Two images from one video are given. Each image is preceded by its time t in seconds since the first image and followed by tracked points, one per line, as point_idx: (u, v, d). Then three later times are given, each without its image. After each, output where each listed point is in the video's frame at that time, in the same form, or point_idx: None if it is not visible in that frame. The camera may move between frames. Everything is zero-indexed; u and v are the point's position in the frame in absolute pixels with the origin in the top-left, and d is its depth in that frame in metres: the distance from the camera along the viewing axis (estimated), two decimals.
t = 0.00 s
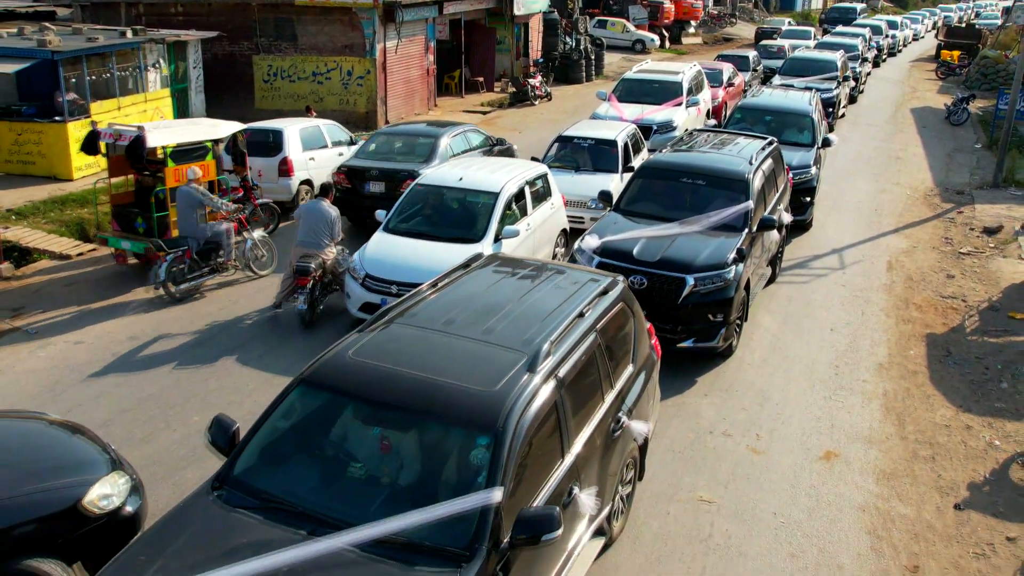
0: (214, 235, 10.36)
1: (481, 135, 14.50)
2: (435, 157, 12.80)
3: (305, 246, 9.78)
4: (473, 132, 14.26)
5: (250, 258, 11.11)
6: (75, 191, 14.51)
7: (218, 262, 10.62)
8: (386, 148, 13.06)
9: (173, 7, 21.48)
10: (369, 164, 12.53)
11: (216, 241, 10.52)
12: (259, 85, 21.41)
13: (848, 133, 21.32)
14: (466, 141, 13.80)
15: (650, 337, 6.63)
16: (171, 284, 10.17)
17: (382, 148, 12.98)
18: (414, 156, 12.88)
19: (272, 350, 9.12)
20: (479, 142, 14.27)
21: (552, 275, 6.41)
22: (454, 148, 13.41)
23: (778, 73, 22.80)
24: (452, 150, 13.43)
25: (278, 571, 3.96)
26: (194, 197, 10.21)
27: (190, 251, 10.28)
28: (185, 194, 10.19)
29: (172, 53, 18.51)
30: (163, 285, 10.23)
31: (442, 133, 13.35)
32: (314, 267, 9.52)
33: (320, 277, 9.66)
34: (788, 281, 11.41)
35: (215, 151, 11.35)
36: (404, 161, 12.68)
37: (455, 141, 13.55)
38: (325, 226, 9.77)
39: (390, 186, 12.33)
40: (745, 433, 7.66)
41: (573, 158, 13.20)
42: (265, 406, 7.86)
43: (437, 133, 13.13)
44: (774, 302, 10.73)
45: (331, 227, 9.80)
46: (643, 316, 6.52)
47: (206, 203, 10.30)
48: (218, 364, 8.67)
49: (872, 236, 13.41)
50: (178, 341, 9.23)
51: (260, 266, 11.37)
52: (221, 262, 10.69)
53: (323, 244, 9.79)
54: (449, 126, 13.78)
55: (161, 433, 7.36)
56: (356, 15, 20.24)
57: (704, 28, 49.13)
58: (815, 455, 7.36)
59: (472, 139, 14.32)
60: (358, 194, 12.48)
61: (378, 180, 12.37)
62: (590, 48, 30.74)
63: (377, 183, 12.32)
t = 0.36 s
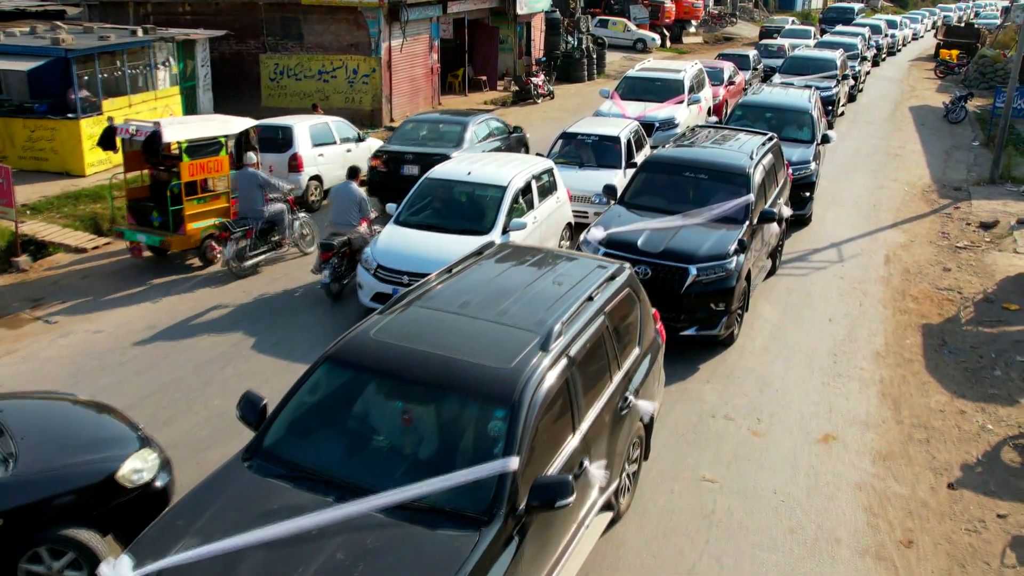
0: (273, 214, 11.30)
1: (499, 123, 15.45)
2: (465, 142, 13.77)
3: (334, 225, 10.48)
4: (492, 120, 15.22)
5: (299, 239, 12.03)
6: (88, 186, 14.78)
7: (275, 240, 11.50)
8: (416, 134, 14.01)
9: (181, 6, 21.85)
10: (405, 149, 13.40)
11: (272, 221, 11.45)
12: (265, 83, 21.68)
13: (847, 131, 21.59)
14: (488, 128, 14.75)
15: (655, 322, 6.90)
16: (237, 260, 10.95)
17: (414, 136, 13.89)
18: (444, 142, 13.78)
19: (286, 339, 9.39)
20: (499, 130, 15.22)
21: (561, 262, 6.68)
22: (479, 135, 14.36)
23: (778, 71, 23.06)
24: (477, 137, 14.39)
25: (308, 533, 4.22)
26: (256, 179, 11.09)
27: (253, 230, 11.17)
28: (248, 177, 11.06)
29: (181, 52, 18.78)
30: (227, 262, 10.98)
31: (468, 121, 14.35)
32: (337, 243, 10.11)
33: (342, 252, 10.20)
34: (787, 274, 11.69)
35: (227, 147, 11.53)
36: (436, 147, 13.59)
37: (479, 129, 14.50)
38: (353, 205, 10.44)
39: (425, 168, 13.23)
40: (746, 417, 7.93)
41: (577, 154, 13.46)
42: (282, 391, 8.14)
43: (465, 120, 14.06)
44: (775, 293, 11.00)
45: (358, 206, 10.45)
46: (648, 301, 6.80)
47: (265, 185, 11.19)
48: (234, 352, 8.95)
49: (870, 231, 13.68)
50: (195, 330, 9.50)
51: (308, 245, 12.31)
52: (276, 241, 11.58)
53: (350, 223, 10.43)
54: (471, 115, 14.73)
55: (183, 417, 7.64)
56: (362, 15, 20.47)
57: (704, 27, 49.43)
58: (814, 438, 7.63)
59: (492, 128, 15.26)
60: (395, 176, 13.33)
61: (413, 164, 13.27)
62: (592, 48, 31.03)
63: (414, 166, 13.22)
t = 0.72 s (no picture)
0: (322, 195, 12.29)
1: (514, 111, 16.56)
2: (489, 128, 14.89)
3: (371, 204, 11.23)
4: (509, 109, 16.36)
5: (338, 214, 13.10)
6: (100, 182, 15.06)
7: (321, 219, 12.57)
8: (441, 123, 15.08)
9: (188, 5, 22.09)
10: (433, 136, 14.55)
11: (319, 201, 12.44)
12: (271, 81, 21.97)
13: (846, 129, 21.87)
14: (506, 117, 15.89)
15: (658, 308, 7.17)
16: (295, 239, 11.96)
17: (441, 123, 15.02)
18: (469, 130, 14.92)
19: (299, 326, 9.66)
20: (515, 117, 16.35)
21: (569, 250, 6.96)
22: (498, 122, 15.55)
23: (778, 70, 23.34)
24: (497, 124, 15.57)
25: (334, 498, 4.50)
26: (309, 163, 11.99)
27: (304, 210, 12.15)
28: (301, 161, 12.00)
29: (189, 50, 19.05)
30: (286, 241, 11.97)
31: (488, 110, 15.46)
32: (371, 220, 10.50)
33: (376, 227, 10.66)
34: (786, 266, 11.97)
35: (239, 142, 11.79)
36: (463, 133, 14.74)
37: (499, 118, 15.67)
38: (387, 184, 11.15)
39: (453, 153, 14.39)
40: (747, 401, 8.20)
41: (581, 150, 13.74)
42: (297, 377, 8.42)
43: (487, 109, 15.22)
44: (774, 285, 11.28)
45: (393, 184, 11.15)
46: (652, 288, 7.08)
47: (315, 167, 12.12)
48: (249, 340, 9.23)
49: (868, 225, 13.96)
50: (211, 320, 9.79)
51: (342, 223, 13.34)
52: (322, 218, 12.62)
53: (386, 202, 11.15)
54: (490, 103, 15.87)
55: (202, 401, 7.93)
56: (367, 14, 20.74)
57: (705, 27, 49.73)
58: (812, 422, 7.91)
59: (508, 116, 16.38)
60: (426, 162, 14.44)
61: (441, 149, 14.42)
62: (594, 47, 31.33)
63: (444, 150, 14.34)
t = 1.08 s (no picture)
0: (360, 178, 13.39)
1: (530, 101, 17.62)
2: (508, 117, 15.96)
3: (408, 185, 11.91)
4: (525, 99, 17.44)
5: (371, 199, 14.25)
6: (113, 178, 15.35)
7: (357, 200, 13.66)
8: (463, 112, 16.18)
9: (195, 5, 22.37)
10: (458, 124, 15.62)
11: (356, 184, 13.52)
12: (277, 80, 22.30)
13: (846, 127, 22.14)
14: (524, 106, 16.97)
15: (663, 295, 7.45)
16: (336, 220, 13.01)
17: (464, 112, 16.09)
18: (491, 118, 15.97)
19: (312, 315, 9.93)
20: (530, 107, 17.39)
21: (577, 238, 7.24)
22: (518, 111, 16.67)
23: (778, 69, 23.61)
24: (516, 112, 16.68)
25: (360, 467, 4.78)
26: (349, 148, 13.13)
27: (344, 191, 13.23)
28: (341, 146, 13.12)
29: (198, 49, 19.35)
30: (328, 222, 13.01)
31: (507, 101, 16.50)
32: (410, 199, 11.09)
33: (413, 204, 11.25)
34: (786, 259, 12.25)
35: (252, 138, 12.06)
36: (485, 121, 15.84)
37: (517, 108, 16.74)
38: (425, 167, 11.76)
39: (477, 140, 15.44)
40: (748, 387, 8.48)
41: (585, 146, 14.01)
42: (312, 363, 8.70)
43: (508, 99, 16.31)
44: (774, 277, 11.56)
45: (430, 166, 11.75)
46: (657, 275, 7.37)
47: (354, 152, 13.25)
48: (264, 329, 9.51)
49: (866, 220, 14.23)
50: (226, 309, 10.06)
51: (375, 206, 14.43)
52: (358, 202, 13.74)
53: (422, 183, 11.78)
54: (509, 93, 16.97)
55: (222, 386, 8.21)
56: (372, 13, 21.00)
57: (706, 26, 49.98)
58: (810, 406, 8.18)
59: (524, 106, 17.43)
60: (451, 148, 15.53)
61: (466, 137, 15.49)
62: (596, 46, 31.59)
63: (467, 137, 15.44)
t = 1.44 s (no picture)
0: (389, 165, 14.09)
1: (546, 91, 18.64)
2: (526, 107, 16.96)
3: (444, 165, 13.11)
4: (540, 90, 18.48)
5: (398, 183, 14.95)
6: (124, 174, 15.59)
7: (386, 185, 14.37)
8: (483, 102, 17.22)
9: (203, 4, 22.63)
10: (479, 114, 16.68)
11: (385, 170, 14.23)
12: (284, 78, 22.55)
13: (846, 125, 22.40)
14: (540, 97, 17.98)
15: (669, 283, 7.70)
16: (367, 203, 13.75)
17: (486, 102, 17.15)
18: (510, 108, 17.01)
19: (325, 306, 10.19)
20: (546, 98, 18.40)
21: (585, 229, 7.49)
22: (534, 101, 17.72)
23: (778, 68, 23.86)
24: (532, 102, 17.73)
25: (384, 441, 5.04)
26: (383, 136, 13.82)
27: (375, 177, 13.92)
28: (374, 134, 13.80)
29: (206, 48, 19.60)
30: (358, 205, 13.76)
31: (525, 92, 17.49)
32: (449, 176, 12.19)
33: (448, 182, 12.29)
34: (788, 253, 12.51)
35: (264, 134, 12.30)
36: (505, 111, 16.89)
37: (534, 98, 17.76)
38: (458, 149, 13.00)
39: (497, 129, 16.51)
40: (750, 374, 8.74)
41: (589, 143, 14.27)
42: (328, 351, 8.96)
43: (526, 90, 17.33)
44: (776, 270, 11.81)
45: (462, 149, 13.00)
46: (663, 265, 7.62)
47: (387, 140, 13.93)
48: (279, 319, 9.76)
49: (866, 215, 14.49)
50: (241, 300, 10.32)
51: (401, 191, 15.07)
52: (387, 186, 14.49)
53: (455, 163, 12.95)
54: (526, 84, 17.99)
55: (241, 373, 8.47)
56: (378, 12, 21.25)
57: (707, 26, 50.21)
58: (811, 392, 8.44)
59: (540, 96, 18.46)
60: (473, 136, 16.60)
61: (487, 125, 16.55)
62: (598, 46, 31.85)
63: (488, 126, 16.50)
